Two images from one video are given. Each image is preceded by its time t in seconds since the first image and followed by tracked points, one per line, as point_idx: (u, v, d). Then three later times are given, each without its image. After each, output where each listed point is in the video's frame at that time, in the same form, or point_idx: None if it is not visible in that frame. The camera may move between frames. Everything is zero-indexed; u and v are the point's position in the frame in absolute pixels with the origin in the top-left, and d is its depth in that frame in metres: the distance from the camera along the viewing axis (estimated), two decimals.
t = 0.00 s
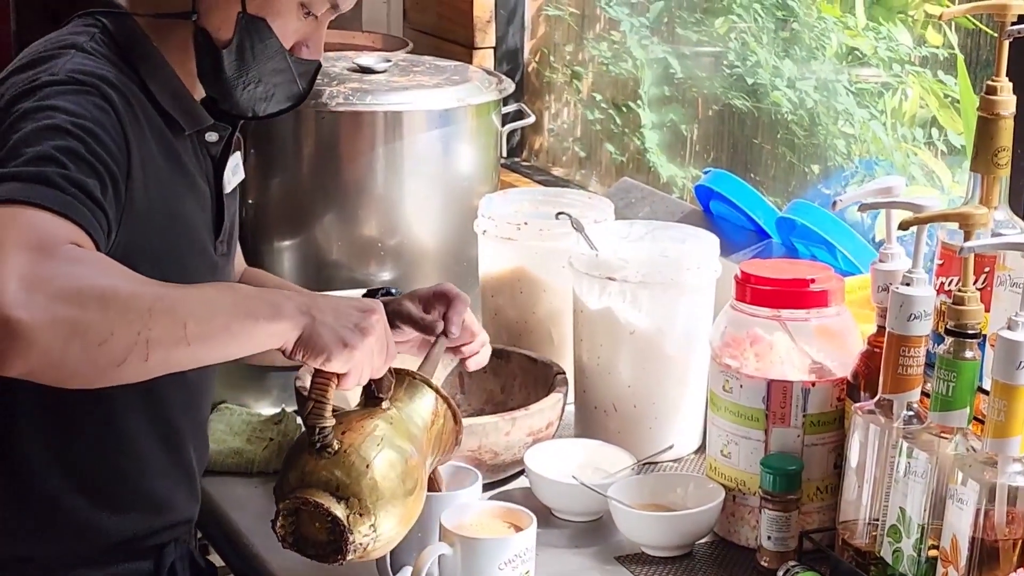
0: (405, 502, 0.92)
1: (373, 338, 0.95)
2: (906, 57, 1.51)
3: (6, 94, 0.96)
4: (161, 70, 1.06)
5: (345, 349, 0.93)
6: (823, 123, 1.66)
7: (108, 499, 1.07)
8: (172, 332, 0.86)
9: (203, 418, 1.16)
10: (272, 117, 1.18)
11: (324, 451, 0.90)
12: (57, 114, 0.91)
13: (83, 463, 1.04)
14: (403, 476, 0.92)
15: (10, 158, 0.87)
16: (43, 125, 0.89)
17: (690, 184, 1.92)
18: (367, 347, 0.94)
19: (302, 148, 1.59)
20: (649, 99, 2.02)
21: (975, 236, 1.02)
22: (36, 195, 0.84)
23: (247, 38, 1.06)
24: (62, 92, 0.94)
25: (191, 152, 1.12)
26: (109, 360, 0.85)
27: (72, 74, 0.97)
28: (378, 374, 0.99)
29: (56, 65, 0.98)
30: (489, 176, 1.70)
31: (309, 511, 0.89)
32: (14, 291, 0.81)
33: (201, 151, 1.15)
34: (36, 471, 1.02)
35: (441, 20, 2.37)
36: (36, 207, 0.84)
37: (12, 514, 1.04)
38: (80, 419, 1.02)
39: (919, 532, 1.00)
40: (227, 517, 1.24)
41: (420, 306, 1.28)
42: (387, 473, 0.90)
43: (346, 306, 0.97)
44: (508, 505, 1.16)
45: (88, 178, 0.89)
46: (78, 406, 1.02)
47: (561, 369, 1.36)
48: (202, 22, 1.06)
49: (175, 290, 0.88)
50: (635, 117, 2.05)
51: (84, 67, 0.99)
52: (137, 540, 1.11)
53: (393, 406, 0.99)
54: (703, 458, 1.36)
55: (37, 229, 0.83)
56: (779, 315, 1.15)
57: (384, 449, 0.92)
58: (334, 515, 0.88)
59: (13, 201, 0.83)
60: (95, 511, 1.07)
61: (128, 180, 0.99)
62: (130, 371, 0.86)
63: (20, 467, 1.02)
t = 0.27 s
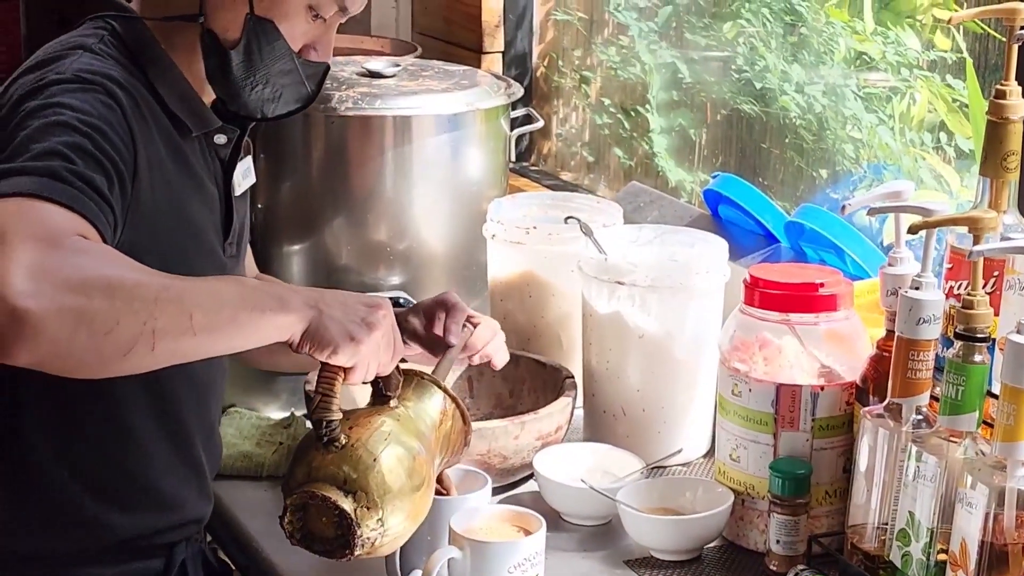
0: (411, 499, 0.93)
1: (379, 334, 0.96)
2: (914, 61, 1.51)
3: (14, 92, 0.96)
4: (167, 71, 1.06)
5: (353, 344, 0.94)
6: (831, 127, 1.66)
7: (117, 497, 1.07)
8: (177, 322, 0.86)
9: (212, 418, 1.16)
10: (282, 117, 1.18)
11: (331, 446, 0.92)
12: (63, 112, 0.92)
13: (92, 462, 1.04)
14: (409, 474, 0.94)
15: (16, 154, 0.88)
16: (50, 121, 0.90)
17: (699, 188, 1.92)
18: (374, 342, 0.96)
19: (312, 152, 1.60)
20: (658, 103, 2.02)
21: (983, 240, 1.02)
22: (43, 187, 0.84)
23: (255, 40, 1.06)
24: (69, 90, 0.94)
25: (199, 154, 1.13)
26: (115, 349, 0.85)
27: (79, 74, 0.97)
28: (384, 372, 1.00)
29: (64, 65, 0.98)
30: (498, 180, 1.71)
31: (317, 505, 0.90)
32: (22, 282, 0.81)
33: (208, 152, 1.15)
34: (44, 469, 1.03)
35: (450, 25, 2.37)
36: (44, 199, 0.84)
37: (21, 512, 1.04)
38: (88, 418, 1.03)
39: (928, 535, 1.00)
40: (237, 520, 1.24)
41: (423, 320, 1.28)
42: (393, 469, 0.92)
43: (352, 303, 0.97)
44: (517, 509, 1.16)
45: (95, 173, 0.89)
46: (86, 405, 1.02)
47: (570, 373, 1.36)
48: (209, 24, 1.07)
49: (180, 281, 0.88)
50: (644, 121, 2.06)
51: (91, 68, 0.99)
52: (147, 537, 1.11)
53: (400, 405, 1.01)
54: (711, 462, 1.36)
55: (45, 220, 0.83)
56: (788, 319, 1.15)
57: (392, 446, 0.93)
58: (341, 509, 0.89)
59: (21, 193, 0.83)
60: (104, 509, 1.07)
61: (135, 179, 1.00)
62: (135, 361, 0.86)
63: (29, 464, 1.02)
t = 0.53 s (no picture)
0: (416, 505, 0.95)
1: (388, 339, 0.96)
2: (922, 66, 1.52)
3: (25, 98, 0.97)
4: (177, 76, 1.06)
5: (361, 348, 0.94)
6: (839, 133, 1.66)
7: (127, 500, 1.07)
8: (187, 324, 0.86)
9: (223, 423, 1.16)
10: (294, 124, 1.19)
11: (337, 450, 0.95)
12: (73, 117, 0.92)
13: (101, 465, 1.05)
14: (415, 480, 0.96)
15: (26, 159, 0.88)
16: (60, 126, 0.90)
17: (706, 194, 1.92)
18: (383, 348, 0.95)
19: (320, 157, 1.60)
20: (665, 109, 2.02)
21: (991, 246, 1.02)
22: (53, 191, 0.85)
23: (265, 47, 1.06)
24: (79, 96, 0.95)
25: (210, 159, 1.13)
26: (124, 350, 0.85)
27: (89, 80, 0.98)
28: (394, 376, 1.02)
29: (75, 71, 0.99)
30: (507, 185, 1.71)
31: (322, 508, 0.93)
32: (31, 283, 0.82)
33: (219, 158, 1.15)
34: (54, 472, 1.03)
35: (458, 30, 2.38)
36: (53, 202, 0.84)
37: (30, 516, 1.05)
38: (97, 422, 1.03)
39: (935, 541, 1.01)
40: (245, 525, 1.24)
41: (431, 332, 1.28)
42: (398, 475, 0.94)
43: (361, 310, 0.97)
44: (525, 513, 1.16)
45: (104, 177, 0.90)
46: (96, 409, 1.03)
47: (578, 378, 1.37)
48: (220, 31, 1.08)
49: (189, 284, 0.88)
50: (651, 126, 2.06)
51: (102, 73, 1.00)
52: (157, 541, 1.12)
53: (409, 411, 1.03)
54: (719, 467, 1.36)
55: (54, 223, 0.83)
56: (796, 325, 1.15)
57: (398, 452, 0.96)
58: (345, 513, 0.92)
59: (31, 197, 0.84)
60: (113, 511, 1.07)
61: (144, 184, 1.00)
62: (145, 363, 0.86)
63: (38, 468, 1.03)
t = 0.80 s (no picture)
0: (426, 508, 0.96)
1: (398, 342, 0.96)
2: (929, 71, 1.52)
3: (36, 103, 0.97)
4: (188, 81, 1.07)
5: (371, 351, 0.94)
6: (846, 137, 1.66)
7: (136, 503, 1.08)
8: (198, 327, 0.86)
9: (232, 427, 1.17)
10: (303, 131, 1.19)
11: (348, 453, 0.95)
12: (84, 121, 0.92)
13: (111, 469, 1.05)
14: (425, 483, 0.97)
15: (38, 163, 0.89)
16: (71, 130, 0.90)
17: (714, 198, 1.92)
18: (394, 351, 0.96)
19: (328, 162, 1.61)
20: (673, 113, 2.02)
21: (998, 250, 1.02)
22: (63, 194, 0.85)
23: (276, 53, 1.07)
24: (91, 101, 0.95)
25: (220, 165, 1.13)
26: (135, 352, 0.85)
27: (102, 85, 0.98)
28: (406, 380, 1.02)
29: (88, 76, 0.99)
30: (515, 190, 1.71)
31: (333, 511, 0.93)
32: (43, 286, 0.82)
33: (230, 164, 1.15)
34: (63, 476, 1.04)
35: (466, 35, 2.38)
36: (64, 205, 0.85)
37: (41, 520, 1.05)
38: (107, 426, 1.04)
39: (943, 545, 1.00)
40: (254, 530, 1.24)
41: (445, 345, 1.28)
42: (408, 477, 0.95)
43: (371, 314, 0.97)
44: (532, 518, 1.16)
45: (116, 180, 0.90)
46: (105, 413, 1.03)
47: (585, 383, 1.37)
48: (232, 38, 1.08)
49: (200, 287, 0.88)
50: (659, 131, 2.06)
51: (114, 78, 1.00)
52: (166, 544, 1.12)
53: (419, 415, 1.04)
54: (727, 471, 1.36)
55: (65, 226, 0.84)
56: (803, 329, 1.15)
57: (408, 456, 0.96)
58: (358, 515, 0.92)
59: (41, 200, 0.84)
60: (122, 515, 1.07)
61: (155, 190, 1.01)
62: (156, 365, 0.86)
63: (48, 472, 1.03)
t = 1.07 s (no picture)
0: (439, 511, 0.96)
1: (410, 345, 0.97)
2: (936, 75, 1.52)
3: (49, 109, 0.97)
4: (199, 87, 1.07)
5: (382, 353, 0.94)
6: (853, 142, 1.67)
7: (147, 507, 1.08)
8: (211, 328, 0.87)
9: (241, 432, 1.17)
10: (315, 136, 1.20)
11: (361, 456, 0.95)
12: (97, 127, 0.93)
13: (121, 472, 1.05)
14: (437, 486, 0.97)
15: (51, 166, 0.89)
16: (84, 134, 0.91)
17: (721, 203, 1.92)
18: (404, 353, 0.96)
19: (336, 167, 1.61)
20: (680, 118, 2.02)
21: (1005, 255, 1.02)
22: (77, 198, 0.85)
23: (287, 58, 1.07)
24: (103, 105, 0.96)
25: (231, 170, 1.14)
26: (149, 354, 0.85)
27: (114, 90, 0.98)
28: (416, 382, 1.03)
29: (101, 81, 1.00)
30: (522, 195, 1.72)
31: (346, 514, 0.93)
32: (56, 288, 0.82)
33: (241, 170, 1.16)
34: (72, 479, 1.04)
35: (473, 41, 2.39)
36: (77, 208, 0.85)
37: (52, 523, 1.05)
38: (118, 429, 1.04)
39: (950, 549, 1.01)
40: (262, 535, 1.25)
41: (447, 350, 1.29)
42: (420, 480, 0.95)
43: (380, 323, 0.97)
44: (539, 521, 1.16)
45: (128, 184, 0.91)
46: (116, 417, 1.04)
47: (592, 388, 1.37)
48: (244, 45, 1.08)
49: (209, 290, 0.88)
50: (665, 136, 2.06)
51: (126, 83, 1.01)
52: (176, 548, 1.12)
53: (430, 418, 1.05)
54: (734, 476, 1.36)
55: (78, 229, 0.84)
56: (810, 334, 1.15)
57: (420, 458, 0.97)
58: (371, 517, 0.92)
59: (55, 203, 0.85)
60: (133, 518, 1.08)
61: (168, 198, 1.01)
62: (169, 366, 0.86)
63: (59, 474, 1.04)
